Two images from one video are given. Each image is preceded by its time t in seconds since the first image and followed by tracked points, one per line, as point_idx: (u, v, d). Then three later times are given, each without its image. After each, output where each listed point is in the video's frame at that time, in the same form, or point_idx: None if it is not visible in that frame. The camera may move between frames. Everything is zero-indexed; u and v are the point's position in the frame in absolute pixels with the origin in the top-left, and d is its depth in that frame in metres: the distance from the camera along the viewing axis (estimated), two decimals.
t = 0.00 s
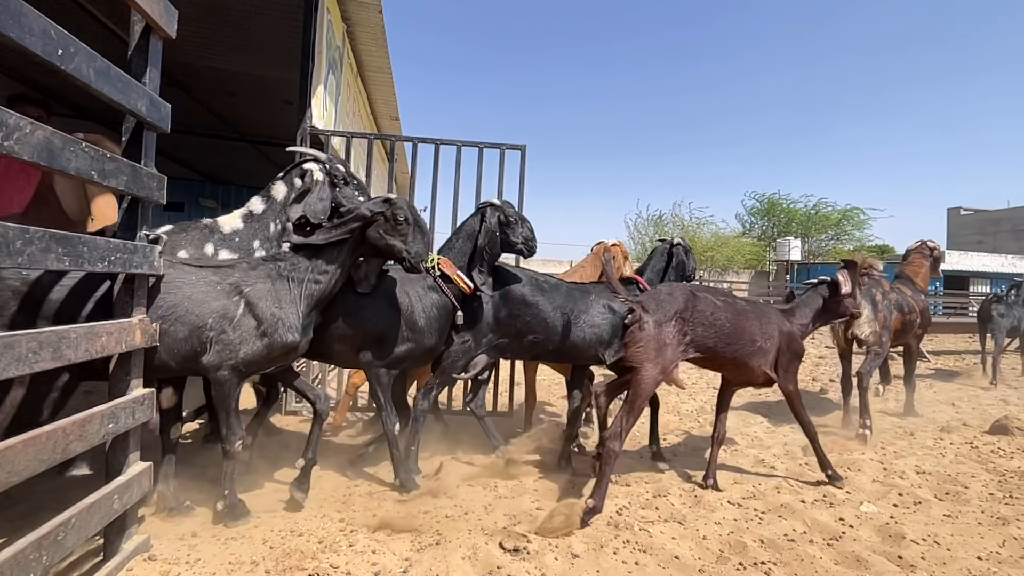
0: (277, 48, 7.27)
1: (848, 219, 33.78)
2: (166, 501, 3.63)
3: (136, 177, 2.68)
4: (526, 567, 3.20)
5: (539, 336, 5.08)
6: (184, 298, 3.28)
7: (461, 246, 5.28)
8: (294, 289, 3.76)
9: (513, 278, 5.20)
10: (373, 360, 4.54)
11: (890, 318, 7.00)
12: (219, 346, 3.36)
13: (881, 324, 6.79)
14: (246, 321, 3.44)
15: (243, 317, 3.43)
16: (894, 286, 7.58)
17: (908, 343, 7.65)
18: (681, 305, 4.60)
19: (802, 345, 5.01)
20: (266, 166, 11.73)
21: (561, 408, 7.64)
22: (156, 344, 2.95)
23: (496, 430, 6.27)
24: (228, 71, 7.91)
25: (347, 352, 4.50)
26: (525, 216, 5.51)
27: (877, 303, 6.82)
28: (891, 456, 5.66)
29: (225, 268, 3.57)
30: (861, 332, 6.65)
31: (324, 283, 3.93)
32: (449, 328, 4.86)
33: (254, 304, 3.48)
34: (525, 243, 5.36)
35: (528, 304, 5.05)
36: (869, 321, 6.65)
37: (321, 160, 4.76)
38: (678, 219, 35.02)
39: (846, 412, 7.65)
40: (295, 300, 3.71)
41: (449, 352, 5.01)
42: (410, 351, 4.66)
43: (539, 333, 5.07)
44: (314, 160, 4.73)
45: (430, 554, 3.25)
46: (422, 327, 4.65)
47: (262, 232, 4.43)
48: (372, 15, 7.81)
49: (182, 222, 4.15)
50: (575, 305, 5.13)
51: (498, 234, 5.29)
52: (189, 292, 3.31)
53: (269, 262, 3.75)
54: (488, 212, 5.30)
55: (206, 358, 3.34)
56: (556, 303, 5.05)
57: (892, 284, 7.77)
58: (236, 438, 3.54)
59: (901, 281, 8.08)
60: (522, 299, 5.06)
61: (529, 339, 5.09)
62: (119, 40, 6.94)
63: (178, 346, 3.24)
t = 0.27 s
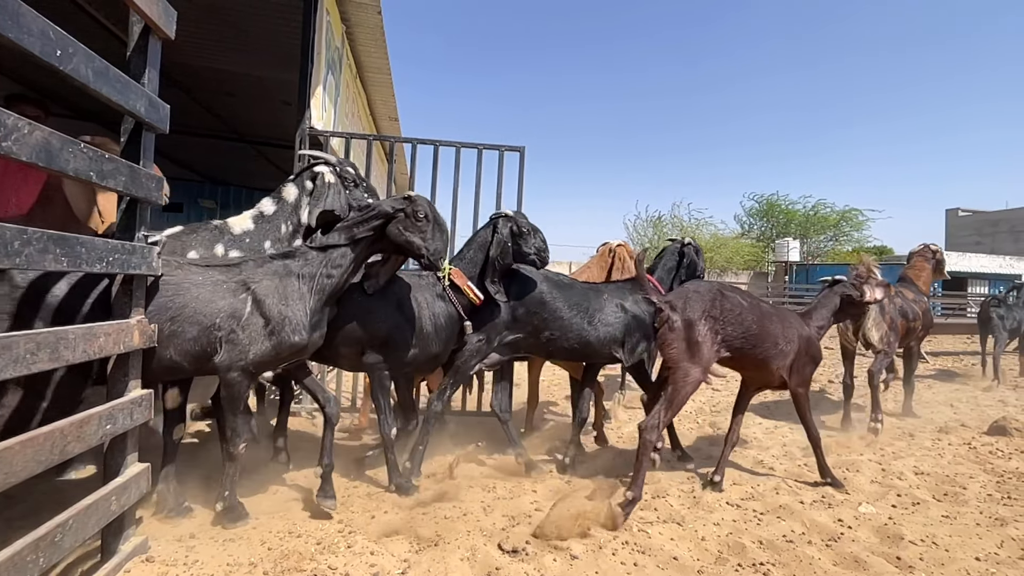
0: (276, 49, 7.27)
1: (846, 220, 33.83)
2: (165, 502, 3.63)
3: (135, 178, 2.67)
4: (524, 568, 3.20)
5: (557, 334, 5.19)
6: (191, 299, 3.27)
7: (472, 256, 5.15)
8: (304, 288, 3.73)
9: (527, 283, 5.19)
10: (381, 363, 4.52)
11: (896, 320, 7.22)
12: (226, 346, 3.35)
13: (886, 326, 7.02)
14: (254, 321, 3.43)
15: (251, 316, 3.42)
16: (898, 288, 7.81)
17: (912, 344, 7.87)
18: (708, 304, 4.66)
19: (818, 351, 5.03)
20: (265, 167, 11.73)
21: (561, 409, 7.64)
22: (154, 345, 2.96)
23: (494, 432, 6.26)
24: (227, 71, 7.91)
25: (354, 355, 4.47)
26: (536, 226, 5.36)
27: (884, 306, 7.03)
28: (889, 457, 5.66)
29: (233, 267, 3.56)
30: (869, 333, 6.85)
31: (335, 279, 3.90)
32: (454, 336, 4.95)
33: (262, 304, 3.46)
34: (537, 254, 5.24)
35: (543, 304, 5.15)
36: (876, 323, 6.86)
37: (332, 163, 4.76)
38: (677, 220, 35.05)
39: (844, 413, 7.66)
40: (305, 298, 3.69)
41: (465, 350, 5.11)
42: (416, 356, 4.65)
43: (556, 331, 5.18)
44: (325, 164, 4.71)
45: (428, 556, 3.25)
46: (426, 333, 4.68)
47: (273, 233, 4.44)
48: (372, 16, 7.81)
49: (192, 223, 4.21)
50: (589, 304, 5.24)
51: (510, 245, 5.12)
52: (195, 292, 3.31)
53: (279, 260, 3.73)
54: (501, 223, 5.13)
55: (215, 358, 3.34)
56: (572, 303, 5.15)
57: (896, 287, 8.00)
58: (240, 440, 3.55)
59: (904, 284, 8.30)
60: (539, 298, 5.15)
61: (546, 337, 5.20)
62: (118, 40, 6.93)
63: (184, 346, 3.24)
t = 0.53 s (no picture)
0: (275, 49, 7.26)
1: (844, 221, 33.88)
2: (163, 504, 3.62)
3: (133, 179, 2.67)
4: (523, 569, 3.20)
5: (575, 335, 5.27)
6: (199, 296, 3.28)
7: (485, 266, 5.12)
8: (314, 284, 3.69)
9: (542, 291, 5.26)
10: (390, 365, 4.50)
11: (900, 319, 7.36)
12: (235, 344, 3.35)
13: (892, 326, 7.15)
14: (262, 319, 3.42)
15: (260, 314, 3.41)
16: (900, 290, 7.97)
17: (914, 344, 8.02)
18: (734, 304, 4.91)
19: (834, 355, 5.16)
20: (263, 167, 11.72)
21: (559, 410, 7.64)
22: (151, 346, 2.95)
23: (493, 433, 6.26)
24: (226, 72, 7.90)
25: (362, 356, 4.46)
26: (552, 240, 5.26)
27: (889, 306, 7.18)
28: (886, 457, 5.67)
29: (244, 264, 3.56)
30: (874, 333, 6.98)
31: (349, 276, 3.87)
32: (461, 344, 4.89)
33: (271, 300, 3.44)
34: (553, 268, 5.06)
35: (560, 305, 5.24)
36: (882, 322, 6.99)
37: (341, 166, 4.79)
38: (675, 221, 35.07)
39: (842, 413, 7.67)
40: (316, 295, 3.66)
41: (482, 355, 5.13)
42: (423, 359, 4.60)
43: (574, 332, 5.24)
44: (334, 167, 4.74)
45: (426, 557, 3.24)
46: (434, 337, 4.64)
47: (282, 234, 4.46)
48: (370, 16, 7.81)
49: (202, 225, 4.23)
50: (603, 305, 5.33)
51: (524, 257, 5.06)
52: (204, 290, 3.32)
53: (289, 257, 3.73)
54: (517, 235, 5.09)
55: (224, 356, 3.35)
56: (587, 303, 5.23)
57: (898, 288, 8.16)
58: (246, 442, 3.55)
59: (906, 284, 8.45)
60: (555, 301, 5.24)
61: (564, 338, 5.27)
62: (116, 40, 6.91)
63: (193, 344, 3.24)
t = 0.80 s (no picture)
0: (272, 49, 7.25)
1: (842, 221, 33.95)
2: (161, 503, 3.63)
3: (130, 178, 2.66)
4: (520, 569, 3.20)
5: (594, 339, 5.51)
6: (210, 294, 3.30)
7: (501, 273, 5.04)
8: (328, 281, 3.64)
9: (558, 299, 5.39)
10: (397, 364, 4.53)
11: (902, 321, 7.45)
12: (245, 343, 3.34)
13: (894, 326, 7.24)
14: (273, 317, 3.38)
15: (271, 313, 3.38)
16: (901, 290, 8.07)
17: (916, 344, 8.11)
18: (759, 306, 5.01)
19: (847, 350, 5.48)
20: (261, 168, 11.71)
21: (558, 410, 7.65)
22: (149, 347, 2.94)
23: (491, 433, 6.27)
24: (224, 72, 7.90)
25: (371, 356, 4.48)
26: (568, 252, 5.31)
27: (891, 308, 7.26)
28: (884, 457, 5.68)
29: (256, 263, 3.56)
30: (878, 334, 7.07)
31: (364, 275, 3.81)
32: (469, 349, 4.83)
33: (281, 299, 3.40)
34: (568, 280, 5.12)
35: (579, 313, 5.46)
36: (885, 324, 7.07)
37: (348, 169, 4.81)
38: (674, 222, 35.11)
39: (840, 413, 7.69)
40: (329, 294, 3.61)
41: (506, 365, 5.14)
42: (430, 362, 4.59)
43: (593, 336, 5.49)
44: (342, 171, 4.77)
45: (425, 557, 3.24)
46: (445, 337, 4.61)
47: (292, 237, 4.44)
48: (368, 16, 7.81)
49: (210, 227, 4.17)
50: (617, 311, 5.61)
51: (542, 268, 5.07)
52: (215, 288, 3.33)
53: (302, 255, 3.71)
54: (534, 246, 5.08)
55: (234, 354, 3.34)
56: (604, 309, 5.51)
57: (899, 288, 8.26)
58: (261, 446, 3.55)
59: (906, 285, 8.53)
60: (573, 307, 5.46)
61: (583, 342, 5.51)
62: (113, 40, 6.90)
63: (203, 341, 3.26)
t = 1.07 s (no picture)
0: (271, 49, 7.25)
1: (840, 221, 34.00)
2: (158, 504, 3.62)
3: (128, 178, 2.66)
4: (519, 570, 3.19)
5: (611, 344, 5.58)
6: (226, 293, 3.29)
7: (516, 278, 5.03)
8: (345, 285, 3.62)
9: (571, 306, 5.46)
10: (405, 366, 4.55)
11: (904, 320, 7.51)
12: (260, 344, 3.32)
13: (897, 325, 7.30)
14: (289, 319, 3.37)
15: (286, 314, 3.37)
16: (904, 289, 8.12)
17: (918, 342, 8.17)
18: (779, 310, 5.24)
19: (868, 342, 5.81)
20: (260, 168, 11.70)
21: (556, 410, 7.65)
22: (147, 347, 2.94)
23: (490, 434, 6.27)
24: (223, 71, 7.89)
25: (380, 357, 4.53)
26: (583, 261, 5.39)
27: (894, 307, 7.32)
28: (882, 457, 5.69)
29: (272, 264, 3.55)
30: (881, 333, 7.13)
31: (381, 280, 3.81)
32: (478, 352, 4.82)
33: (298, 301, 3.39)
34: (584, 290, 5.18)
35: (594, 319, 5.53)
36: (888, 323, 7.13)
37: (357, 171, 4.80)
38: (673, 222, 35.13)
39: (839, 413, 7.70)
40: (345, 297, 3.58)
41: (531, 366, 5.26)
42: (438, 363, 4.58)
43: (609, 341, 5.56)
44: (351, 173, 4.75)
45: (423, 557, 3.24)
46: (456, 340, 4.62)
47: (301, 240, 4.43)
48: (367, 16, 7.81)
49: (220, 228, 4.19)
50: (630, 316, 5.67)
51: (559, 277, 5.17)
52: (231, 288, 3.33)
53: (319, 258, 3.70)
54: (552, 255, 5.17)
55: (248, 355, 3.32)
56: (618, 315, 5.56)
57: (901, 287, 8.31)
58: (287, 455, 3.62)
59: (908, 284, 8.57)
60: (588, 313, 5.53)
61: (599, 348, 5.58)
62: (111, 39, 6.89)
63: (216, 340, 3.25)
